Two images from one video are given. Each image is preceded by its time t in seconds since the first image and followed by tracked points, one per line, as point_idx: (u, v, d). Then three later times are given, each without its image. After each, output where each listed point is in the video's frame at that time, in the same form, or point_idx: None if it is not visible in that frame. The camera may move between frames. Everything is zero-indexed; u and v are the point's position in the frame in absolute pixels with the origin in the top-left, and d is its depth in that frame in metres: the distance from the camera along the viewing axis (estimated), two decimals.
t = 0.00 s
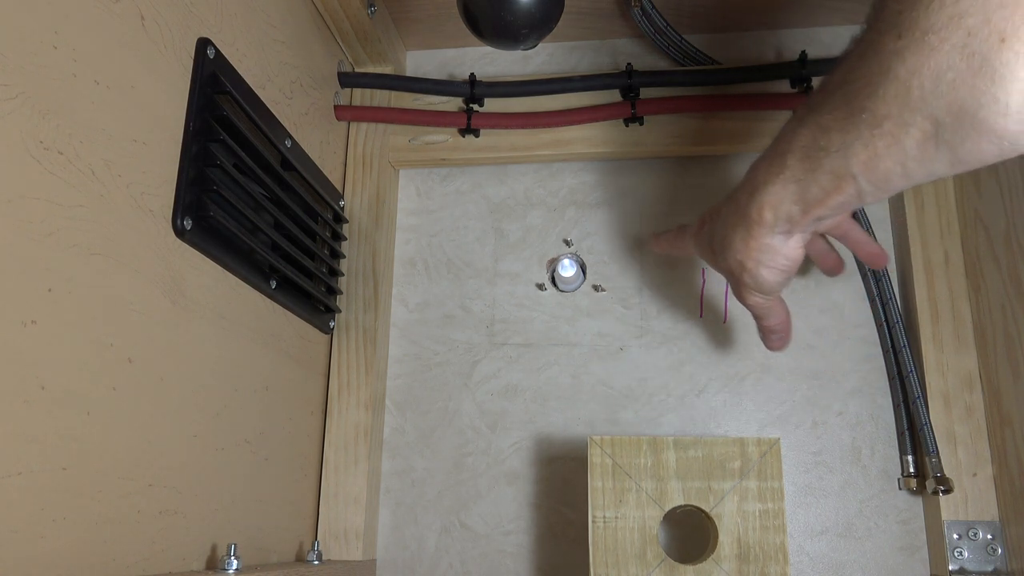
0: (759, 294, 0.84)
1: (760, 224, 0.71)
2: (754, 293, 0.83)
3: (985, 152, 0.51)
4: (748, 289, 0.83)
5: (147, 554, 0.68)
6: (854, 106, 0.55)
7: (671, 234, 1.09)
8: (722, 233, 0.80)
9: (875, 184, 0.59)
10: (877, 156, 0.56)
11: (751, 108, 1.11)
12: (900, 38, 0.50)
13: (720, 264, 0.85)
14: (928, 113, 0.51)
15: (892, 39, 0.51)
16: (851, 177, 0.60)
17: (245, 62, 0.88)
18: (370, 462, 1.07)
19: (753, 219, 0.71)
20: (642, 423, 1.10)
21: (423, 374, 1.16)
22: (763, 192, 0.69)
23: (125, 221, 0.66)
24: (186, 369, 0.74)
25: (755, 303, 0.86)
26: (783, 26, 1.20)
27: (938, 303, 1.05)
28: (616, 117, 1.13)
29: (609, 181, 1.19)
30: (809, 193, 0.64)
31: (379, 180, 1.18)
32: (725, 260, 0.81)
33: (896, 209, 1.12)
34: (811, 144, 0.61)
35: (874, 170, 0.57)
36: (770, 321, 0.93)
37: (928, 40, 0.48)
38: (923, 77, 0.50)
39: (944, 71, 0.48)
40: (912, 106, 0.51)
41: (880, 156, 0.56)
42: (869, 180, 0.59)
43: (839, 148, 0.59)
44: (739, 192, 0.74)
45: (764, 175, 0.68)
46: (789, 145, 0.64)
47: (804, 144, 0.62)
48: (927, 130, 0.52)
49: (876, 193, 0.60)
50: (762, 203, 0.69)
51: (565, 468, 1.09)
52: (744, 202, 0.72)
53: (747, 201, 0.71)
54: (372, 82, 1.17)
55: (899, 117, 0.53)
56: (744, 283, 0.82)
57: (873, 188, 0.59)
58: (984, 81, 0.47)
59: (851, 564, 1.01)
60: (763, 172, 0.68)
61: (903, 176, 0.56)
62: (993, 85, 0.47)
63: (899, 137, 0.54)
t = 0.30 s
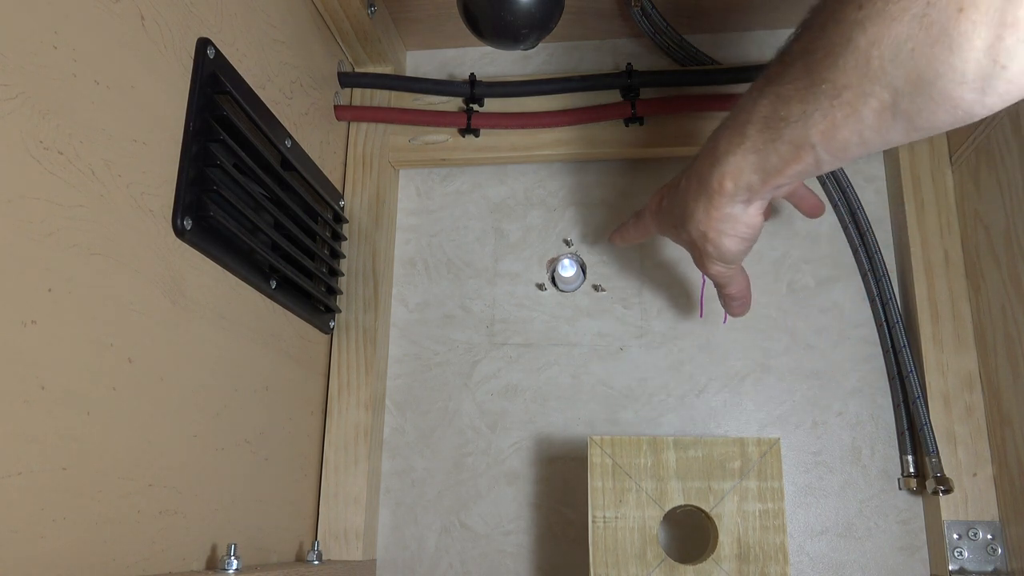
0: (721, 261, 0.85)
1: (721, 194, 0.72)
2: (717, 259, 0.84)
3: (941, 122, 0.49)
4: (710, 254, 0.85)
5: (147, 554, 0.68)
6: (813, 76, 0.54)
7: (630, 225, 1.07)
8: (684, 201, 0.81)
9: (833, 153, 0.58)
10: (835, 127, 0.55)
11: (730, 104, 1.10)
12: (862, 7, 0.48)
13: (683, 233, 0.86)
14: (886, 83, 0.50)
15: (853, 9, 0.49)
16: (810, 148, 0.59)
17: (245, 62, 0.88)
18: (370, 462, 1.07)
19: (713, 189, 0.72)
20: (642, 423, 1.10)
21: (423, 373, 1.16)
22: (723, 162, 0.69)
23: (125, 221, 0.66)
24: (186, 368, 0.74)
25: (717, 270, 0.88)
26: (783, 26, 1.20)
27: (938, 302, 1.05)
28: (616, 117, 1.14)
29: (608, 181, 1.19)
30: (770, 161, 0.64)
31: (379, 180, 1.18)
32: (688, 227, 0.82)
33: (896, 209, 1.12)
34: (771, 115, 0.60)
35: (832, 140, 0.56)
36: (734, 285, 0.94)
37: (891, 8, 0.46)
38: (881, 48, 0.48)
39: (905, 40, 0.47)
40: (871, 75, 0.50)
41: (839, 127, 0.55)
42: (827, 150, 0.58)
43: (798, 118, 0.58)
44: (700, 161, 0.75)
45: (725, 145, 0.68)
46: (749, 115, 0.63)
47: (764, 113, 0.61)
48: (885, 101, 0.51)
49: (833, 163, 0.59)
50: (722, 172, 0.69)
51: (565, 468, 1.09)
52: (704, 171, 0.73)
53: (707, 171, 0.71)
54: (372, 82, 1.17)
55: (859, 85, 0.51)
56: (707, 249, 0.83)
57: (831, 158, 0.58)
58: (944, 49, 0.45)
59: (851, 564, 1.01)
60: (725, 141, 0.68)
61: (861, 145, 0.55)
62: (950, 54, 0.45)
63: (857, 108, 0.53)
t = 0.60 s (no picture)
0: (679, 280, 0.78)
1: (673, 214, 0.64)
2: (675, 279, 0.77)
3: (867, 149, 0.46)
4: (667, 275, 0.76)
5: (147, 554, 0.68)
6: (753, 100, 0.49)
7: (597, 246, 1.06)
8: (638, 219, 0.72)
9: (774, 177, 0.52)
10: (773, 151, 0.50)
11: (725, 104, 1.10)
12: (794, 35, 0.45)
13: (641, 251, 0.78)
14: (816, 110, 0.45)
15: (785, 38, 0.46)
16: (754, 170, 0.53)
17: (245, 62, 0.88)
18: (370, 462, 1.07)
19: (664, 207, 0.63)
20: (642, 423, 1.10)
21: (423, 373, 1.16)
22: (673, 181, 0.61)
23: (125, 221, 0.66)
24: (185, 369, 0.74)
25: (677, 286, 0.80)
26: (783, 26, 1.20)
27: (938, 303, 1.05)
28: (616, 117, 1.14)
29: (608, 181, 1.19)
30: (720, 180, 0.57)
31: (379, 180, 1.18)
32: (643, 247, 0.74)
33: (897, 209, 1.12)
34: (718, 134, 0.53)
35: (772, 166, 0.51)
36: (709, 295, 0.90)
37: (819, 39, 0.43)
38: (811, 77, 0.44)
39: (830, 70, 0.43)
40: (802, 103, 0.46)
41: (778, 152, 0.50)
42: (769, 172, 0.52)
43: (740, 141, 0.52)
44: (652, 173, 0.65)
45: (674, 162, 0.60)
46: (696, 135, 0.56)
47: (711, 135, 0.54)
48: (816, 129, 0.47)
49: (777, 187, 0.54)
50: (672, 192, 0.61)
51: (565, 468, 1.09)
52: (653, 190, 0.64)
53: (656, 190, 0.63)
54: (373, 82, 1.17)
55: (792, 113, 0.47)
56: (663, 269, 0.76)
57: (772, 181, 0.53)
58: (866, 82, 0.42)
59: (851, 564, 1.01)
60: (675, 157, 0.59)
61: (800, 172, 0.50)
62: (872, 90, 0.42)
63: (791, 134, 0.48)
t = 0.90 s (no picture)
0: (713, 296, 0.79)
1: (687, 229, 0.67)
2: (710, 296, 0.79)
3: (876, 161, 0.47)
4: (706, 293, 0.78)
5: (147, 554, 0.68)
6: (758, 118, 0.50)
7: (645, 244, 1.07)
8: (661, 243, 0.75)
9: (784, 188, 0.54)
10: (781, 165, 0.52)
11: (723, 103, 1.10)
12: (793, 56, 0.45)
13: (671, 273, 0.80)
14: (821, 127, 0.47)
15: (785, 57, 0.46)
16: (761, 182, 0.55)
17: (246, 62, 0.88)
18: (370, 462, 1.07)
19: (678, 223, 0.67)
20: (642, 423, 1.10)
21: (423, 373, 1.16)
22: (684, 200, 0.64)
23: (125, 221, 0.66)
24: (185, 369, 0.74)
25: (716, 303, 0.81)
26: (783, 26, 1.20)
27: (938, 303, 1.05)
28: (616, 117, 1.14)
29: (608, 181, 1.19)
30: (730, 193, 0.59)
31: (379, 180, 1.18)
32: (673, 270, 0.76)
33: (897, 209, 1.12)
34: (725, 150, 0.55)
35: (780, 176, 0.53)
36: (771, 293, 0.84)
37: (818, 61, 0.44)
38: (813, 96, 0.45)
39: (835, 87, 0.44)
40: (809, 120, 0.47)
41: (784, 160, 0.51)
42: (778, 185, 0.54)
43: (749, 155, 0.53)
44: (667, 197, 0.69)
45: (682, 180, 0.63)
46: (702, 152, 0.59)
47: (718, 152, 0.57)
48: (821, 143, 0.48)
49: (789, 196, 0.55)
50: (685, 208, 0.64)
51: (565, 468, 1.09)
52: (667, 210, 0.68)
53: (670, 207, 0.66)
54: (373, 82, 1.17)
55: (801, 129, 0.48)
56: (697, 288, 0.78)
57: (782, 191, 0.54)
58: (870, 102, 0.43)
59: (851, 564, 1.01)
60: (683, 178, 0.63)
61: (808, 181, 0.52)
62: (879, 109, 0.43)
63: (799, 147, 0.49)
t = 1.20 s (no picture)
0: (648, 241, 0.86)
1: (637, 180, 0.72)
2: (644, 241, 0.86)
3: (804, 127, 0.50)
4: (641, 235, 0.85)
5: (147, 554, 0.68)
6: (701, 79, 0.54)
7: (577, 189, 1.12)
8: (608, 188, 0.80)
9: (724, 148, 0.58)
10: (721, 125, 0.55)
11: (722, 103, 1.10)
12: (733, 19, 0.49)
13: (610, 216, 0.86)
14: (751, 92, 0.50)
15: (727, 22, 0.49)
16: (705, 139, 0.59)
17: (246, 62, 0.88)
18: (370, 462, 1.07)
19: (630, 174, 0.72)
20: (642, 423, 1.10)
21: (423, 373, 1.16)
22: (636, 154, 0.69)
23: (125, 221, 0.66)
24: (185, 368, 0.74)
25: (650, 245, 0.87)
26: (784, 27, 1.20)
27: (938, 303, 1.05)
28: (615, 117, 1.14)
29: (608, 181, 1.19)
30: (677, 150, 0.64)
31: (379, 180, 1.18)
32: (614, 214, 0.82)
33: (897, 209, 1.12)
34: (674, 112, 0.60)
35: (721, 135, 0.56)
36: (694, 236, 0.88)
37: (755, 28, 0.47)
38: (747, 61, 0.49)
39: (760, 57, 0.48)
40: (742, 83, 0.50)
41: (723, 125, 0.55)
42: (719, 146, 0.58)
43: (694, 113, 0.57)
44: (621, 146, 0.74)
45: (638, 135, 0.68)
46: (657, 112, 0.64)
47: (668, 112, 0.61)
48: (754, 106, 0.51)
49: (727, 157, 0.59)
50: (636, 163, 0.70)
51: (565, 468, 1.09)
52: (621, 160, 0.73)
53: (624, 159, 0.72)
54: (373, 82, 1.17)
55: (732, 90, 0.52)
56: (632, 232, 0.84)
57: (723, 151, 0.58)
58: (793, 69, 0.46)
59: (851, 564, 1.01)
60: (636, 133, 0.68)
61: (745, 142, 0.56)
62: (801, 76, 0.46)
63: (731, 110, 0.53)
